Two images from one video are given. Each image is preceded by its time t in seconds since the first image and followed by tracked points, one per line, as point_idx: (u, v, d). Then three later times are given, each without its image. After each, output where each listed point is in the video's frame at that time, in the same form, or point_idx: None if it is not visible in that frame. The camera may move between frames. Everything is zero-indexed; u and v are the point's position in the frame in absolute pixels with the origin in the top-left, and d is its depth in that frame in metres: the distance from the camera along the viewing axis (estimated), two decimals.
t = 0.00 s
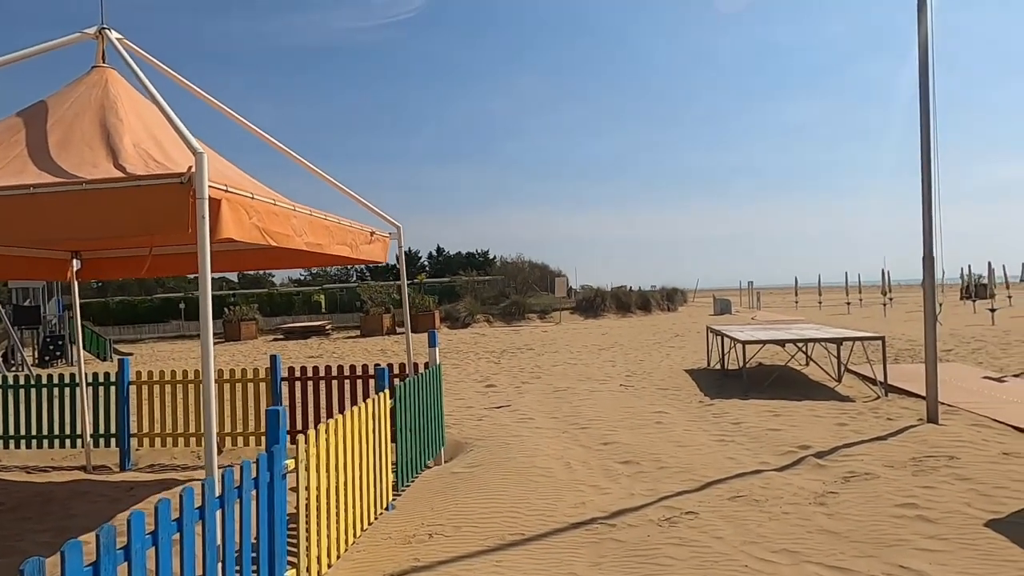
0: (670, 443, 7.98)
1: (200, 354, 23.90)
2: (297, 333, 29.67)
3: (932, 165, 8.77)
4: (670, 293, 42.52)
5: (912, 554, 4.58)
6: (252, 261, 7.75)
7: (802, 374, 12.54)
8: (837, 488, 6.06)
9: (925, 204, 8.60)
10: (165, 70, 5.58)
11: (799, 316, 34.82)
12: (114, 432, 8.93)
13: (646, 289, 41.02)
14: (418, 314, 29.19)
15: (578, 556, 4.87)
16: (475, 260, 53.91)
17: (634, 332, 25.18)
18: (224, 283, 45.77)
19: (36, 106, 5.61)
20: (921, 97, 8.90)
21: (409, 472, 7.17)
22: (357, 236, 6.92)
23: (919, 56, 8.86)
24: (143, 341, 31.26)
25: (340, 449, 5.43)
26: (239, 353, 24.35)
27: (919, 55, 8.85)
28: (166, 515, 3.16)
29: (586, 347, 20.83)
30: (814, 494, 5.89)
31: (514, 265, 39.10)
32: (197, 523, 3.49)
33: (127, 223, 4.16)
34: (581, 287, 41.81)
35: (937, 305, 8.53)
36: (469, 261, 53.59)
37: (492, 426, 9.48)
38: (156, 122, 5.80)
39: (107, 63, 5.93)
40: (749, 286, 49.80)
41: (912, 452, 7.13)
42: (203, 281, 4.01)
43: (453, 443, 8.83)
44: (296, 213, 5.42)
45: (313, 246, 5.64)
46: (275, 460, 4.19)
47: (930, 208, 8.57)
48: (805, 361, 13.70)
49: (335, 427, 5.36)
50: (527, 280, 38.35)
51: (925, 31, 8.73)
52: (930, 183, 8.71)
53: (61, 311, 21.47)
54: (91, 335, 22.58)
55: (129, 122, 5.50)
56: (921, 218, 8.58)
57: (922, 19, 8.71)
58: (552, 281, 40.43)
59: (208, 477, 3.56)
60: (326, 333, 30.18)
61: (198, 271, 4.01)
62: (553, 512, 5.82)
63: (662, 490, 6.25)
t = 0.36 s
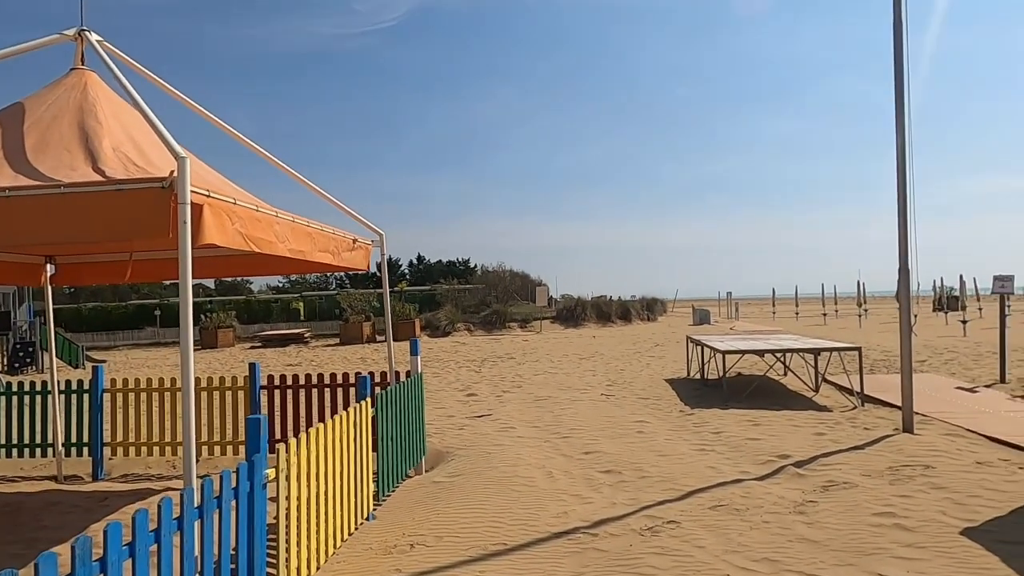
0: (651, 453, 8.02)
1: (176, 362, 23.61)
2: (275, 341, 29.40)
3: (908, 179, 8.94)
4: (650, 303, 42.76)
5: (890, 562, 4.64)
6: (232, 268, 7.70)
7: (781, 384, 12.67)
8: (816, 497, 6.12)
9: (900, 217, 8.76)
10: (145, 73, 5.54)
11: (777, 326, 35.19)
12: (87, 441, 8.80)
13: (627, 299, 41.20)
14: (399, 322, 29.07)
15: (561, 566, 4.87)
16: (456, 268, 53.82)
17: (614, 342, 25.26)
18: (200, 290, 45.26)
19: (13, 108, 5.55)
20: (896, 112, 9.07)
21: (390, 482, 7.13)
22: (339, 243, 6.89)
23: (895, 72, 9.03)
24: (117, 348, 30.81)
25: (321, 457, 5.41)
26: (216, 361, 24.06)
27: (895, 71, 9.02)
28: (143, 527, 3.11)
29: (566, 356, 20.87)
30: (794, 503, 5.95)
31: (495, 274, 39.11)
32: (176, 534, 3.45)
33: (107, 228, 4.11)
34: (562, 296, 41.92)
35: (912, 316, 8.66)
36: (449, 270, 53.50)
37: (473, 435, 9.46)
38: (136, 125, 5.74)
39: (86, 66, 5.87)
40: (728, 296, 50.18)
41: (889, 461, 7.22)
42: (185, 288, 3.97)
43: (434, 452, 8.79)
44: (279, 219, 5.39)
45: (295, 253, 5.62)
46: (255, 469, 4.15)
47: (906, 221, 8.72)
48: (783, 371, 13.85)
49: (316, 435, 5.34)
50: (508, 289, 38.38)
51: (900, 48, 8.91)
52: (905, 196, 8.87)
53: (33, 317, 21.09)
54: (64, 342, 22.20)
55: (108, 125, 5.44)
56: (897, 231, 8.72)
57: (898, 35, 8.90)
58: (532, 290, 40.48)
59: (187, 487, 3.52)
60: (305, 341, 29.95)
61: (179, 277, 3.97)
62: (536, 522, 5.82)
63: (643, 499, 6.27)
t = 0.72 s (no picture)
0: (643, 463, 8.01)
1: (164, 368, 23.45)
2: (265, 347, 29.26)
3: (899, 193, 9.00)
4: (642, 313, 42.82)
5: None
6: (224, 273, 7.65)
7: (772, 396, 12.70)
8: (808, 509, 6.11)
9: (892, 230, 8.81)
10: (141, 76, 5.51)
11: (768, 338, 35.32)
12: (74, 447, 8.74)
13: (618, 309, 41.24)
14: (390, 330, 29.00)
15: None
16: (448, 276, 53.72)
17: (605, 352, 25.27)
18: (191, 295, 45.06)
19: (7, 108, 5.52)
20: (888, 127, 9.15)
21: (380, 491, 7.08)
22: (333, 250, 6.86)
23: (887, 87, 9.11)
24: (105, 353, 30.58)
25: (312, 465, 5.36)
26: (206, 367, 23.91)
27: (887, 85, 9.10)
28: (132, 534, 3.06)
29: (558, 365, 20.85)
30: (786, 515, 5.94)
31: (487, 283, 39.10)
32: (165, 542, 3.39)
33: (100, 231, 4.08)
34: (554, 306, 41.94)
35: (903, 329, 8.70)
36: (441, 278, 53.45)
37: (465, 444, 9.42)
38: (130, 128, 5.72)
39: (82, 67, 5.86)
40: (719, 307, 50.31)
41: (880, 473, 7.23)
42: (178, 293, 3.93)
43: (426, 461, 8.75)
44: (274, 225, 5.36)
45: (290, 258, 5.59)
46: (246, 477, 4.10)
47: (897, 235, 8.77)
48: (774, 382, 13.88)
49: (306, 443, 5.29)
50: (500, 298, 38.37)
51: (892, 63, 8.99)
52: (897, 210, 8.93)
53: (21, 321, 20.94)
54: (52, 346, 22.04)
55: (103, 128, 5.43)
56: (888, 244, 8.78)
57: (890, 51, 8.99)
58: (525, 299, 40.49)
59: (177, 494, 3.47)
60: (296, 348, 29.82)
61: (172, 282, 3.94)
62: (528, 532, 5.78)
63: (636, 510, 6.25)
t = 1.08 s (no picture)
0: (641, 471, 7.99)
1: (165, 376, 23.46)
2: (266, 355, 29.29)
3: (896, 200, 9.01)
4: (643, 320, 42.82)
5: None
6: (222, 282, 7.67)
7: (771, 403, 12.68)
8: (806, 517, 6.10)
9: (889, 237, 8.82)
10: (138, 87, 5.54)
11: (769, 345, 35.26)
12: (72, 456, 8.78)
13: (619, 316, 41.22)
14: (391, 338, 29.02)
15: None
16: (449, 284, 53.70)
17: (606, 359, 25.23)
18: (192, 304, 45.11)
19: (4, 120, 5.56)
20: (885, 134, 9.17)
21: (378, 500, 7.07)
22: (330, 259, 6.88)
23: (883, 94, 9.13)
24: (106, 362, 30.61)
25: (308, 475, 5.37)
26: (206, 376, 23.90)
27: (883, 92, 9.12)
28: (121, 544, 3.07)
29: (558, 373, 20.82)
30: (783, 524, 5.93)
31: (488, 290, 39.13)
32: (156, 553, 3.40)
33: (95, 243, 4.09)
34: (555, 313, 41.93)
35: (901, 336, 8.70)
36: (443, 285, 53.45)
37: (463, 453, 9.41)
38: (127, 139, 5.74)
39: (79, 78, 5.89)
40: (720, 314, 50.27)
41: (878, 481, 7.22)
42: (171, 304, 3.94)
43: (424, 470, 8.74)
44: (269, 235, 5.38)
45: (286, 268, 5.60)
46: (238, 488, 4.12)
47: (894, 242, 8.78)
48: (774, 390, 13.87)
49: (303, 452, 5.30)
50: (501, 305, 38.37)
51: (888, 70, 9.02)
52: (893, 217, 8.94)
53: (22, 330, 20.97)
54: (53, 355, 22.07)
55: (99, 139, 5.46)
56: (886, 251, 8.78)
57: (886, 59, 9.02)
58: (526, 306, 40.49)
59: (169, 505, 3.48)
60: (296, 356, 29.83)
61: (165, 293, 3.94)
62: (524, 542, 5.77)
63: (633, 519, 6.24)
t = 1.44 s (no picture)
0: (632, 468, 8.00)
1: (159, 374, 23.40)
2: (260, 353, 29.23)
3: (887, 198, 9.04)
4: (638, 317, 42.87)
5: None
6: (212, 280, 7.64)
7: (763, 399, 12.71)
8: (795, 513, 6.12)
9: (879, 234, 8.85)
10: (126, 84, 5.52)
11: (764, 342, 35.34)
12: (62, 455, 8.75)
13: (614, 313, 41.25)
14: (385, 335, 28.99)
15: None
16: (443, 282, 53.62)
17: (600, 356, 25.24)
18: (186, 301, 45.03)
19: None
20: (876, 131, 9.19)
21: (368, 498, 7.07)
22: (320, 257, 6.87)
23: (873, 92, 9.15)
24: (99, 360, 30.51)
25: (297, 473, 5.36)
26: (199, 374, 23.84)
27: (873, 89, 9.14)
28: (105, 544, 3.08)
29: (552, 370, 20.84)
30: (772, 520, 5.95)
31: (483, 287, 39.11)
32: (141, 551, 3.41)
33: (80, 240, 4.07)
34: (549, 310, 41.93)
35: (892, 332, 8.72)
36: (438, 283, 53.38)
37: (455, 450, 9.41)
38: (114, 136, 5.72)
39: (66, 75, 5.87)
40: (715, 311, 50.24)
41: (868, 477, 7.25)
42: (157, 302, 3.93)
43: (415, 468, 8.73)
44: (258, 232, 5.37)
45: (274, 266, 5.59)
46: (225, 486, 4.12)
47: (884, 239, 8.81)
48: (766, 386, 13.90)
49: (292, 450, 5.29)
50: (496, 302, 38.35)
51: (879, 67, 9.04)
52: (884, 214, 8.96)
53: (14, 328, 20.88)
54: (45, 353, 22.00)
55: (86, 136, 5.44)
56: (876, 249, 8.81)
57: (876, 56, 9.04)
58: (520, 303, 40.48)
59: (154, 503, 3.48)
60: (291, 354, 29.79)
61: (151, 291, 3.94)
62: (514, 539, 5.78)
63: (622, 515, 6.25)
